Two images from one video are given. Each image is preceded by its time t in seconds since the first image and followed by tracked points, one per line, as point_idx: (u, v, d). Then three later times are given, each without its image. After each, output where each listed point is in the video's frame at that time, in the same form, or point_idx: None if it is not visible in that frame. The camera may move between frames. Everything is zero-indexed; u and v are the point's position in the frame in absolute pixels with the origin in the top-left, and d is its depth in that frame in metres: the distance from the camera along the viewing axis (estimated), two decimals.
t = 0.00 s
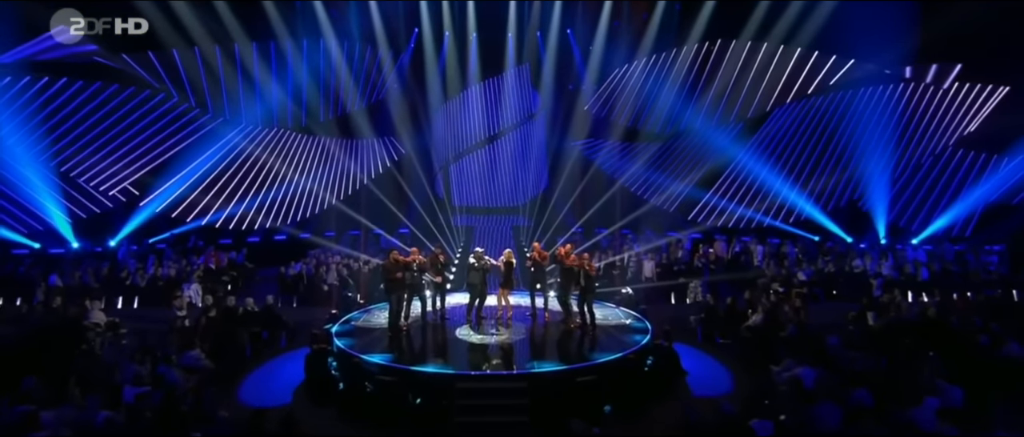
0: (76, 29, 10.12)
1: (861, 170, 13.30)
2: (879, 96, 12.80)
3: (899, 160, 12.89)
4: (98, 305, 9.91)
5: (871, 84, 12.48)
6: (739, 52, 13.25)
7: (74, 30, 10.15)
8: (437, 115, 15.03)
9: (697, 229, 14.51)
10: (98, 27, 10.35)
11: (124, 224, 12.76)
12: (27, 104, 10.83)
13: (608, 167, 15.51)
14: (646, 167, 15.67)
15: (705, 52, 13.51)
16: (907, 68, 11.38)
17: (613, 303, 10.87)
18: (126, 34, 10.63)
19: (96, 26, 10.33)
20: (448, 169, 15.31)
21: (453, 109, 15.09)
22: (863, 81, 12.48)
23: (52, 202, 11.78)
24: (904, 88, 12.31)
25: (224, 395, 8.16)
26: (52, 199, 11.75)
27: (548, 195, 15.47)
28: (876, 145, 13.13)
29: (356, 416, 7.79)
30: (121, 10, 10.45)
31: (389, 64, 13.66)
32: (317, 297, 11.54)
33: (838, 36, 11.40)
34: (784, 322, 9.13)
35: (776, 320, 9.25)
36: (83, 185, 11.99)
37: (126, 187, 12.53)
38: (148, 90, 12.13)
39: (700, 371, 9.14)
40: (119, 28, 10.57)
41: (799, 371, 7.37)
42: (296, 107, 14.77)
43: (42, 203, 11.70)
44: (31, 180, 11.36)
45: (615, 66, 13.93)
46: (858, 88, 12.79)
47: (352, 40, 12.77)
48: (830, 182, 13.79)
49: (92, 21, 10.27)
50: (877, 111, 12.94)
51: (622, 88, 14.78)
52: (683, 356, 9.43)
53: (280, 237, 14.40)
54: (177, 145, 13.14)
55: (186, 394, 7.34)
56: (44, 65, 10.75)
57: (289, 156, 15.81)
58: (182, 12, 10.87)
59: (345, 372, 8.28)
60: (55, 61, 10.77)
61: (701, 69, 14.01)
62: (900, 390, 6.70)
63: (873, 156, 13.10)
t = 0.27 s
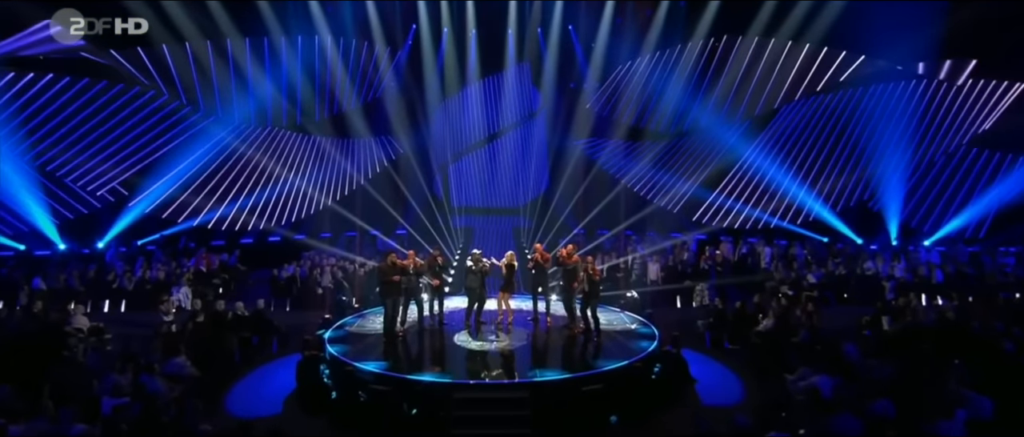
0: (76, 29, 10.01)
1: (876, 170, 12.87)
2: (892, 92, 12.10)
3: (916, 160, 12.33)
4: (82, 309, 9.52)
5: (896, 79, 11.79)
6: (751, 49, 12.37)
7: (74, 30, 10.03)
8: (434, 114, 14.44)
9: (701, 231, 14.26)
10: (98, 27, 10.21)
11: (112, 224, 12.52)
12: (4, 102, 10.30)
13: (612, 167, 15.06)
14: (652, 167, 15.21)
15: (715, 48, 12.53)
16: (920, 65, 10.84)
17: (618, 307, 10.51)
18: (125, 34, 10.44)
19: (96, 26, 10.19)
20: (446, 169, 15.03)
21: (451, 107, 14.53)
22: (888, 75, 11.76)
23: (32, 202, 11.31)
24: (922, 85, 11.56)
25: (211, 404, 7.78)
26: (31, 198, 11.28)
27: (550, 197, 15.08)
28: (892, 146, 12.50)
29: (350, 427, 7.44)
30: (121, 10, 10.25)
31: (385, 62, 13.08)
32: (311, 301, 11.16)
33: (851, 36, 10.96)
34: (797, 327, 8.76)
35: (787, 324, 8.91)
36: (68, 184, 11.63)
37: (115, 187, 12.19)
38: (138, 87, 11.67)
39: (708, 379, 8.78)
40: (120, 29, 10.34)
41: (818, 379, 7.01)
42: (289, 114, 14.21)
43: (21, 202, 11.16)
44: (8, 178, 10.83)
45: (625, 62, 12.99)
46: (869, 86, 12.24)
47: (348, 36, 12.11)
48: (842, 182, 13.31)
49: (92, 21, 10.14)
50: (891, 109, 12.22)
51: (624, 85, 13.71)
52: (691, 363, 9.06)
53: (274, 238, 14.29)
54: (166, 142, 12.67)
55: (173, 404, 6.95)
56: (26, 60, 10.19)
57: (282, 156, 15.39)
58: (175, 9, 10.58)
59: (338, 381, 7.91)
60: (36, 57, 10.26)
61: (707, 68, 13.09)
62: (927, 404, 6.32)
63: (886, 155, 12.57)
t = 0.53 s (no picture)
0: (76, 29, 9.44)
1: (890, 170, 12.19)
2: (904, 91, 11.81)
3: (929, 159, 11.78)
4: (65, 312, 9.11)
5: (913, 74, 11.36)
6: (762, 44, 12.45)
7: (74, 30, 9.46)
8: (434, 113, 14.09)
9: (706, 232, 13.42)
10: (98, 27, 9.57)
11: (101, 224, 11.90)
12: None
13: (617, 164, 14.70)
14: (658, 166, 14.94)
15: (726, 42, 12.56)
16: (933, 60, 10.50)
17: (622, 311, 10.19)
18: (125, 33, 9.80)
19: (96, 26, 9.55)
20: (445, 169, 14.66)
21: (451, 106, 14.18)
22: (901, 70, 11.41)
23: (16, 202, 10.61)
24: (931, 82, 11.43)
25: (198, 414, 7.41)
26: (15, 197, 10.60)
27: (550, 198, 14.59)
28: (905, 144, 12.05)
29: None
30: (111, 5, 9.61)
31: (382, 55, 12.66)
32: (304, 303, 10.83)
33: (858, 30, 10.47)
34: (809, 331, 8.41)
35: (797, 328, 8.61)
36: (57, 184, 11.23)
37: (104, 186, 11.86)
38: (128, 83, 11.34)
39: (718, 386, 8.42)
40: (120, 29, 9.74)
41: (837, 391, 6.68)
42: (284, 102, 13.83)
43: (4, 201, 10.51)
44: None
45: (635, 60, 12.94)
46: (877, 82, 12.09)
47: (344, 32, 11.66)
48: (855, 182, 12.55)
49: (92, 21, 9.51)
50: (903, 108, 11.92)
51: (630, 79, 13.69)
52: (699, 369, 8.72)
53: (268, 239, 13.61)
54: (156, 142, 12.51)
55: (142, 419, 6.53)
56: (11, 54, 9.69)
57: (276, 159, 14.88)
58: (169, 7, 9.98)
59: (330, 389, 7.57)
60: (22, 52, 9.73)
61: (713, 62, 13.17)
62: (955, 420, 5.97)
63: (897, 153, 12.07)
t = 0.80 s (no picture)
0: (76, 29, 9.39)
1: (902, 168, 11.75)
2: (914, 87, 11.39)
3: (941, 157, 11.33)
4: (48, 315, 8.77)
5: (927, 70, 10.98)
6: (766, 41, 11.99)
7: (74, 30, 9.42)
8: (433, 111, 13.80)
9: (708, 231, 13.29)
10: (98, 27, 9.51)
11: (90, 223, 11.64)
12: None
13: (622, 161, 14.51)
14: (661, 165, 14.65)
15: (730, 37, 12.12)
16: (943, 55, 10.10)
17: (626, 312, 9.90)
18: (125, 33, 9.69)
19: (96, 26, 9.49)
20: (444, 168, 14.39)
21: (450, 104, 13.84)
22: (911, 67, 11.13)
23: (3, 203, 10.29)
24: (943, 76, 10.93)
25: (184, 420, 7.07)
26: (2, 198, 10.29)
27: (552, 197, 14.25)
28: (918, 141, 11.56)
29: None
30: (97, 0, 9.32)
31: (380, 53, 12.31)
32: (298, 305, 10.52)
33: (869, 28, 10.17)
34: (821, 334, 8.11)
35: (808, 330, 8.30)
36: (47, 184, 10.93)
37: (94, 184, 11.56)
38: (118, 79, 11.07)
39: (726, 391, 8.11)
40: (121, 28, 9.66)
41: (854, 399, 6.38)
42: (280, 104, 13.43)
43: None
44: None
45: (636, 56, 12.57)
46: (888, 78, 11.66)
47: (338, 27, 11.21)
48: (864, 180, 12.19)
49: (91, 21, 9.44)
50: (914, 105, 11.47)
51: (634, 73, 13.28)
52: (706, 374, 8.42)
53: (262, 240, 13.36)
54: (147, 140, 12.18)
55: (123, 430, 6.23)
56: None
57: (268, 154, 14.36)
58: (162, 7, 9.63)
59: (324, 395, 7.28)
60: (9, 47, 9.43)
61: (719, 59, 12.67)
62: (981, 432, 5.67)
63: (908, 152, 11.64)
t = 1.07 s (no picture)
0: (76, 29, 9.16)
1: (915, 165, 11.11)
2: (928, 80, 10.75)
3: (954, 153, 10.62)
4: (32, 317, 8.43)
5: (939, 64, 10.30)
6: (776, 32, 11.63)
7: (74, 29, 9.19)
8: (433, 106, 13.63)
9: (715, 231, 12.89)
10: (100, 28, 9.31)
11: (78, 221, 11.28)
12: None
13: (625, 156, 14.22)
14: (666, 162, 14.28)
15: (737, 30, 11.69)
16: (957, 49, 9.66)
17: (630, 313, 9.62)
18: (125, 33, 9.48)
19: (97, 27, 9.28)
20: (443, 166, 14.58)
21: (449, 99, 13.71)
22: (926, 60, 10.54)
23: None
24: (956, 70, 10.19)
25: (170, 425, 6.74)
26: None
27: (552, 197, 14.33)
28: (932, 137, 10.96)
29: None
30: None
31: (376, 49, 11.93)
32: (291, 306, 10.21)
33: (884, 22, 9.79)
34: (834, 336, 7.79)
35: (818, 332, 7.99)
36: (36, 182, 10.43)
37: (82, 182, 11.15)
38: (107, 74, 10.44)
39: (735, 395, 7.80)
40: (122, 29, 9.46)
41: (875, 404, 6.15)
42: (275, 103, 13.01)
43: None
44: None
45: (641, 49, 12.11)
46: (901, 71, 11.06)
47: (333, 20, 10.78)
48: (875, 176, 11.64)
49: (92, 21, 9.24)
50: (927, 99, 10.83)
51: (637, 67, 12.99)
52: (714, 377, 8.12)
53: (257, 238, 13.20)
54: (138, 137, 11.67)
55: None
56: None
57: (266, 152, 13.76)
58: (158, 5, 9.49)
59: (316, 400, 6.96)
60: None
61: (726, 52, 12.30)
62: None
63: (922, 148, 11.05)
